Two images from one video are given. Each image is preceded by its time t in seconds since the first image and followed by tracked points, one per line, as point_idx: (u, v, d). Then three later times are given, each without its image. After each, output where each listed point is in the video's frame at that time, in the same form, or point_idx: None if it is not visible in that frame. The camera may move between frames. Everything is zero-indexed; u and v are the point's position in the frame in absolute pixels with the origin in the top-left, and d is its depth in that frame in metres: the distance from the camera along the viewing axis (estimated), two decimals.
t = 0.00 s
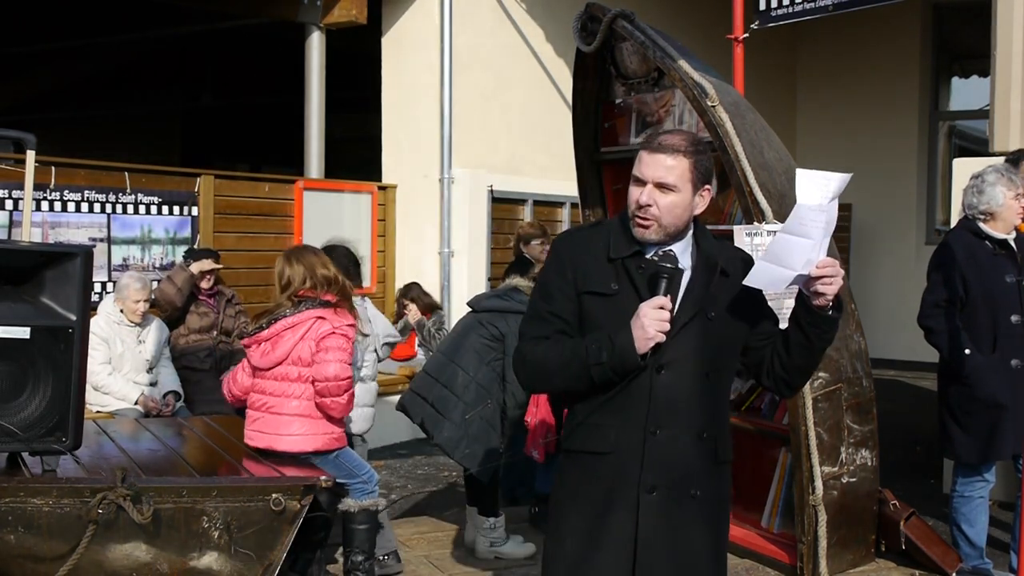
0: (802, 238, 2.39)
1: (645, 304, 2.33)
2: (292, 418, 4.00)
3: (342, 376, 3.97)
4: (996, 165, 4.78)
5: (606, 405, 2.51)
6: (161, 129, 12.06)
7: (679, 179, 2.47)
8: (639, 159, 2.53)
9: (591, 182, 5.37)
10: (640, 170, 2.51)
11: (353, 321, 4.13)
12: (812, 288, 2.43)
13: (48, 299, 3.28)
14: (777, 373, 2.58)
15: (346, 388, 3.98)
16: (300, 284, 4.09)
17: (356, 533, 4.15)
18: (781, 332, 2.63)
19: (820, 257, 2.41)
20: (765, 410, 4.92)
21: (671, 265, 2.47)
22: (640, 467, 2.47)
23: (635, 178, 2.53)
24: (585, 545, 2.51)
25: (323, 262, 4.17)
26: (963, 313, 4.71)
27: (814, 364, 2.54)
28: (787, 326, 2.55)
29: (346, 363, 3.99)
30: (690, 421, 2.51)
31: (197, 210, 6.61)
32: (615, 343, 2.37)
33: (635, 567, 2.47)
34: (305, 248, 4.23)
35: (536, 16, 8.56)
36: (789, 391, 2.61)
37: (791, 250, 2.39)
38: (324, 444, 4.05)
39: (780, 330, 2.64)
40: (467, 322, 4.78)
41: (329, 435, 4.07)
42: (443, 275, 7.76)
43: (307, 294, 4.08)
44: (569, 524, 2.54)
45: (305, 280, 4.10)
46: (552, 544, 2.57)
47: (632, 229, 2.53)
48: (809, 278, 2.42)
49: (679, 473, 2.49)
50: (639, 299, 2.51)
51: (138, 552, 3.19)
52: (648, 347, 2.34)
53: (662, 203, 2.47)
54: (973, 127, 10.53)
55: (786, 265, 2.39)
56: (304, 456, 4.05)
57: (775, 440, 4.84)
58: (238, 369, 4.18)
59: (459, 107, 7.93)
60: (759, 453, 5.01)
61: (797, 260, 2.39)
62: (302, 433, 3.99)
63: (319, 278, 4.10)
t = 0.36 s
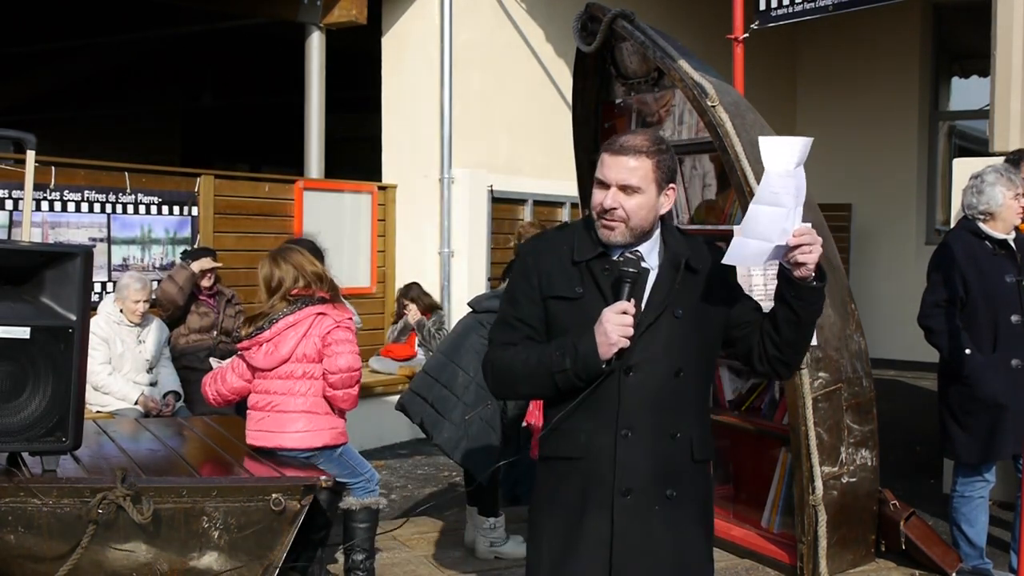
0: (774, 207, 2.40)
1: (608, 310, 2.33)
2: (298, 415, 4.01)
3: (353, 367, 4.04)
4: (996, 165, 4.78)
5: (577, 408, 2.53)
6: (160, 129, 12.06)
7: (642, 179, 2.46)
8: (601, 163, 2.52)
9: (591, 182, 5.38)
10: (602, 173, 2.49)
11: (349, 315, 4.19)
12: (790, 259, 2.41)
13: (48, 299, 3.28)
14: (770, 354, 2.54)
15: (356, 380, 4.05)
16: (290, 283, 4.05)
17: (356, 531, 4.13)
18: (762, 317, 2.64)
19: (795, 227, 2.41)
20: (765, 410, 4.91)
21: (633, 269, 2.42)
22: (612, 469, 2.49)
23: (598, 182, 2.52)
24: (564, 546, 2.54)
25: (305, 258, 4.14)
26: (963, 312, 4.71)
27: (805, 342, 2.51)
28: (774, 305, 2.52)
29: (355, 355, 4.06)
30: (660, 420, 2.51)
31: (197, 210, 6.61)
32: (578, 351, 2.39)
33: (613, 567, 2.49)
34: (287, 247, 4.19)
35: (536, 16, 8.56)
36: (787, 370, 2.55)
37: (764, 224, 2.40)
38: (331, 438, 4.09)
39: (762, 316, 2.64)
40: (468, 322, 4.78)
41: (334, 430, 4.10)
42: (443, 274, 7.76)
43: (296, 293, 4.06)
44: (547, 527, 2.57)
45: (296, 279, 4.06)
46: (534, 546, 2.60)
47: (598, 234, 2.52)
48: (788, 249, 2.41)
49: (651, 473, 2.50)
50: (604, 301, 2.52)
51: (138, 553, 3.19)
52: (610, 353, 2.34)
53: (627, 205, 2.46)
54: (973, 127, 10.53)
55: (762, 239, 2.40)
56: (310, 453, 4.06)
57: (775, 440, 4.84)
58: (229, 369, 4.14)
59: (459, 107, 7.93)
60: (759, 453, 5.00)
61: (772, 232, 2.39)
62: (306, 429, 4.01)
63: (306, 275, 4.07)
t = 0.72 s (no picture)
0: (753, 188, 2.39)
1: (590, 319, 2.34)
2: (298, 415, 4.01)
3: (353, 366, 4.06)
4: (996, 165, 4.78)
5: (564, 417, 2.53)
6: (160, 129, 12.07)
7: (636, 182, 2.44)
8: (587, 174, 2.44)
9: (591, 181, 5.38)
10: (596, 184, 2.43)
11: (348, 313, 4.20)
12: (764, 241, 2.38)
13: (48, 299, 3.28)
14: (747, 342, 2.50)
15: (356, 377, 4.07)
16: (286, 284, 4.06)
17: (357, 531, 4.15)
18: (735, 306, 2.64)
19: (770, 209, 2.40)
20: (766, 410, 4.90)
21: (614, 276, 2.44)
22: (605, 473, 2.49)
23: (588, 194, 2.45)
24: (559, 555, 2.52)
25: (300, 257, 4.15)
26: (964, 312, 4.71)
27: (781, 327, 2.48)
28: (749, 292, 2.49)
29: (355, 352, 4.08)
30: (650, 421, 2.51)
31: (197, 210, 6.62)
32: (564, 360, 2.38)
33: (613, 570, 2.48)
34: (280, 245, 4.18)
35: (536, 16, 8.57)
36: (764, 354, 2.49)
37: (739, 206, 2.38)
38: (332, 437, 4.09)
39: (735, 305, 2.64)
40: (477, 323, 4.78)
41: (334, 429, 4.11)
42: (443, 274, 7.76)
43: (293, 294, 4.06)
44: (540, 538, 2.56)
45: (293, 279, 4.08)
46: (528, 556, 2.58)
47: (597, 243, 2.48)
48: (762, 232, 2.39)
49: (644, 474, 2.50)
50: (585, 305, 2.52)
51: (137, 552, 3.19)
52: (597, 362, 2.35)
53: (628, 210, 2.45)
54: (973, 127, 10.53)
55: (738, 219, 2.38)
56: (311, 453, 4.06)
57: (775, 440, 4.84)
58: (228, 369, 4.13)
59: (459, 107, 7.93)
60: (760, 453, 5.01)
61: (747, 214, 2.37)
62: (307, 428, 4.01)
63: (304, 274, 4.09)
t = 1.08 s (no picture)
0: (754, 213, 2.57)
1: (601, 327, 2.37)
2: (299, 417, 4.02)
3: (352, 368, 4.05)
4: (996, 165, 4.79)
5: (565, 424, 2.50)
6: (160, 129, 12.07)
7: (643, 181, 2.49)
8: (599, 175, 2.45)
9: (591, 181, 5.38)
10: (612, 186, 2.44)
11: (348, 316, 4.19)
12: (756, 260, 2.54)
13: (48, 299, 3.28)
14: (720, 350, 2.61)
15: (355, 380, 4.06)
16: (288, 285, 4.06)
17: (357, 531, 4.14)
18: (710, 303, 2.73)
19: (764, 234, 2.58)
20: (766, 410, 4.89)
21: (620, 282, 2.46)
22: (608, 477, 2.49)
23: (602, 195, 2.45)
24: (561, 563, 2.50)
25: (299, 257, 4.16)
26: (964, 312, 4.71)
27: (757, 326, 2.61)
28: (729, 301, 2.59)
29: (354, 355, 4.07)
30: (649, 424, 2.54)
31: (196, 210, 6.62)
32: (575, 368, 2.38)
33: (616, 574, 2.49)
34: (279, 245, 4.18)
35: (536, 16, 8.57)
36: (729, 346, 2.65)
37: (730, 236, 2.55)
38: (332, 437, 4.09)
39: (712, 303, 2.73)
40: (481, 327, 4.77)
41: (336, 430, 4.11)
42: (443, 274, 7.76)
43: (294, 295, 4.06)
44: (539, 548, 2.52)
45: (293, 280, 4.08)
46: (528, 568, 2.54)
47: (613, 244, 2.48)
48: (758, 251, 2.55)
49: (644, 478, 2.52)
50: (585, 311, 2.54)
51: (137, 552, 3.19)
52: (610, 370, 2.37)
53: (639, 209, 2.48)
54: (973, 127, 10.53)
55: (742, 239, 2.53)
56: (311, 454, 4.06)
57: (775, 440, 4.83)
58: (229, 368, 4.11)
59: (459, 107, 7.93)
60: (759, 453, 4.99)
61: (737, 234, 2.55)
62: (309, 429, 4.02)
63: (304, 274, 4.10)
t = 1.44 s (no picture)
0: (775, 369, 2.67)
1: (607, 314, 2.41)
2: (298, 418, 4.01)
3: (351, 372, 4.04)
4: (996, 166, 4.79)
5: (573, 416, 2.51)
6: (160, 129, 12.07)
7: (621, 160, 2.57)
8: (572, 155, 2.55)
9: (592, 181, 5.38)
10: (582, 163, 2.54)
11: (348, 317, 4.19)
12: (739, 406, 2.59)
13: (48, 299, 3.28)
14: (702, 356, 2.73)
15: (355, 384, 4.05)
16: (288, 285, 4.08)
17: (357, 531, 4.16)
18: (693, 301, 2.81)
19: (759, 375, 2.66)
20: (765, 410, 4.89)
21: (625, 270, 2.50)
22: (616, 468, 2.50)
23: (577, 173, 2.55)
24: (572, 557, 2.49)
25: (304, 257, 4.18)
26: (964, 312, 4.71)
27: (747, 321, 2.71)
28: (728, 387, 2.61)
29: (353, 358, 4.06)
30: (654, 416, 2.57)
31: (197, 210, 6.62)
32: (585, 359, 2.41)
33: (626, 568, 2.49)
34: (282, 245, 4.21)
35: (536, 16, 8.57)
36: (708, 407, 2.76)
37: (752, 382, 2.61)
38: (331, 440, 4.09)
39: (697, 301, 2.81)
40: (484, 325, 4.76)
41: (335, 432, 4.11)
42: (443, 274, 7.75)
43: (296, 295, 4.08)
44: (550, 544, 2.51)
45: (293, 279, 4.09)
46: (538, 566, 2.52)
47: (589, 223, 2.55)
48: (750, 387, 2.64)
49: (650, 469, 2.55)
50: (589, 304, 2.55)
51: (137, 552, 3.18)
52: (617, 356, 2.41)
53: (616, 186, 2.56)
54: (973, 127, 10.53)
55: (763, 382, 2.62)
56: (311, 456, 4.06)
57: (775, 441, 4.84)
58: (233, 374, 4.16)
59: (459, 107, 7.93)
60: (758, 453, 4.99)
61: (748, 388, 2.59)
62: (310, 431, 4.02)
63: (307, 275, 4.12)
